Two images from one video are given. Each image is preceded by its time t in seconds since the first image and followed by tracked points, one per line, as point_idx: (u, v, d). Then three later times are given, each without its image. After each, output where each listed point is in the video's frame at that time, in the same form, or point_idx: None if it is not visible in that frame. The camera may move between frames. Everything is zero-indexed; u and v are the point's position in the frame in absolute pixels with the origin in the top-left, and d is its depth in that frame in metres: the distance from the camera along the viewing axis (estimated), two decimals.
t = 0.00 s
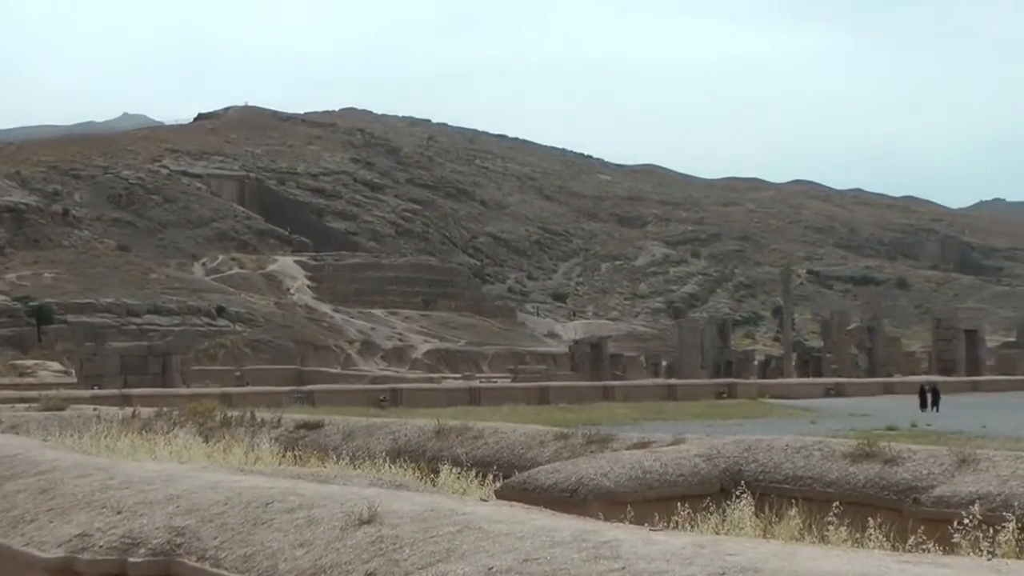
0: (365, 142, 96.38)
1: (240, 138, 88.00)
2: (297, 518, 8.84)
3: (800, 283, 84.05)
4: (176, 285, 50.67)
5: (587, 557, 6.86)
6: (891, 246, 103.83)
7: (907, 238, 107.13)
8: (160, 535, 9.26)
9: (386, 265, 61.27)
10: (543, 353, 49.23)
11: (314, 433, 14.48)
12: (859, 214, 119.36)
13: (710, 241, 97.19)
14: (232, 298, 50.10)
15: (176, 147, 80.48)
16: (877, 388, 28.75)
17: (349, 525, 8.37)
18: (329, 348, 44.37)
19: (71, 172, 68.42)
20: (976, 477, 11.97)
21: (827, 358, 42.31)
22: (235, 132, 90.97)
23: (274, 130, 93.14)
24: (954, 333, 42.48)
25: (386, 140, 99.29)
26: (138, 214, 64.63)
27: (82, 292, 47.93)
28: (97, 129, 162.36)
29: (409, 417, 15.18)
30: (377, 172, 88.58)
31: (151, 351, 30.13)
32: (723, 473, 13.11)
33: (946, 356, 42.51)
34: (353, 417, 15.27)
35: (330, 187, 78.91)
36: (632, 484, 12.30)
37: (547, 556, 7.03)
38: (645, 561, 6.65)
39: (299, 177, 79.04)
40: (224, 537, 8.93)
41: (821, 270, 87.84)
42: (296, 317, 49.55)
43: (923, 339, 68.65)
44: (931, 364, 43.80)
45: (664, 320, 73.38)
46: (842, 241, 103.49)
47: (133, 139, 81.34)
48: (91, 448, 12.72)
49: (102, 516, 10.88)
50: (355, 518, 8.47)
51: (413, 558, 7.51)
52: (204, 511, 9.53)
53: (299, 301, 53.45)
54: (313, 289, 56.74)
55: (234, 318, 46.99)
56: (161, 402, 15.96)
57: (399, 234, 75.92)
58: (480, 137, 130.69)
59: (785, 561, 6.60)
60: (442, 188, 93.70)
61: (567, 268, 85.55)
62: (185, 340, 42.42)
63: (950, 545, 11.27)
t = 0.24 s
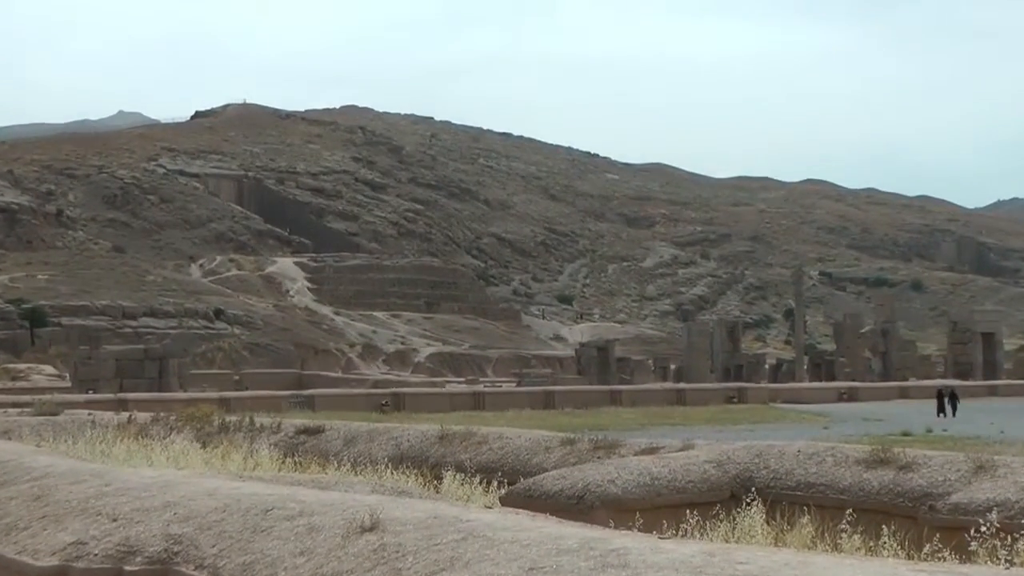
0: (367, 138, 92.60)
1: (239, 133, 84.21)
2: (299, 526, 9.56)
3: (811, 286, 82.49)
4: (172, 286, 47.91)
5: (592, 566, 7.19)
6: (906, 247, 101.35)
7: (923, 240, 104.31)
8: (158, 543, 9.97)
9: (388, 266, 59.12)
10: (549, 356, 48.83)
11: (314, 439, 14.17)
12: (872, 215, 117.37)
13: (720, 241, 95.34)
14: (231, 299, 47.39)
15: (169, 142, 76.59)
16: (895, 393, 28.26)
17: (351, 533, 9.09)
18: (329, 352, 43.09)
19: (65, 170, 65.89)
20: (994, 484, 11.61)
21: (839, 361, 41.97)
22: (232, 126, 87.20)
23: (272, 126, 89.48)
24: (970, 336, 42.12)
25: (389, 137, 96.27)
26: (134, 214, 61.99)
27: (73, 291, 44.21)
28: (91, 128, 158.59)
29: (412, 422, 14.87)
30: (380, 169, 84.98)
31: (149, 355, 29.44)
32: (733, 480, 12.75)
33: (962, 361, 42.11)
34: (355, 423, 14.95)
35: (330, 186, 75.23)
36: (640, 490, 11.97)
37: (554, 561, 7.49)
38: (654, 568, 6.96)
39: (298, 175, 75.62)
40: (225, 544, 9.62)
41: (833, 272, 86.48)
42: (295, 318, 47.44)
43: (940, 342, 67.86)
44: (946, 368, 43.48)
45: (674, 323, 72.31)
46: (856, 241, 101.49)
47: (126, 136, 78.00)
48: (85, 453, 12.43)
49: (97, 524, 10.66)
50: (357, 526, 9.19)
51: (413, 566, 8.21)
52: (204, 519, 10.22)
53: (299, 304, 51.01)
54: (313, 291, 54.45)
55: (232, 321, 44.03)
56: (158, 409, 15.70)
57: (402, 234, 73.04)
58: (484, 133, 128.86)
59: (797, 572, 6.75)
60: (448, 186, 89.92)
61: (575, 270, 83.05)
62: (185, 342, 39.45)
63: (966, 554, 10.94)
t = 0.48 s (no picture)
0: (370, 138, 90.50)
1: (239, 134, 81.88)
2: (300, 533, 9.30)
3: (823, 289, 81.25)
4: (169, 288, 46.49)
5: None
6: (923, 248, 98.90)
7: (939, 240, 101.87)
8: (153, 553, 9.72)
9: (391, 267, 58.65)
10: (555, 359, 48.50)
11: (314, 445, 13.84)
12: (886, 215, 115.56)
13: (730, 242, 94.36)
14: (230, 302, 46.36)
15: (166, 143, 74.06)
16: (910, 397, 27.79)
17: (352, 542, 8.84)
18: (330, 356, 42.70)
19: (58, 169, 63.30)
20: (1013, 491, 11.28)
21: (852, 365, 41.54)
22: (231, 125, 84.95)
23: (270, 123, 86.94)
24: (988, 339, 41.71)
25: (390, 135, 93.84)
26: (129, 214, 59.54)
27: (68, 296, 42.84)
28: (89, 126, 155.51)
29: (414, 427, 14.52)
30: (382, 169, 83.35)
31: (143, 361, 29.11)
32: (745, 487, 12.39)
33: (978, 365, 41.62)
34: (355, 428, 14.61)
35: (330, 186, 73.46)
36: (648, 497, 11.64)
37: (562, 573, 7.46)
38: None
39: (298, 175, 73.73)
40: (224, 553, 9.39)
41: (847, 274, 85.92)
42: (297, 320, 46.69)
43: (958, 344, 67.15)
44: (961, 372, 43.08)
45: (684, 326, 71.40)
46: (872, 238, 99.46)
47: (122, 135, 75.44)
48: (79, 460, 12.11)
49: (93, 532, 10.36)
50: (359, 534, 8.93)
51: None
52: (201, 527, 9.95)
53: (299, 307, 50.40)
54: (314, 292, 54.09)
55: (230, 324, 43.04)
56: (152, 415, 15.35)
57: (404, 235, 71.02)
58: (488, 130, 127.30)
59: None
60: (451, 186, 88.08)
61: (583, 271, 81.12)
62: (180, 346, 38.74)
63: (986, 564, 10.59)
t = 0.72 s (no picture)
0: (372, 137, 89.82)
1: (237, 132, 80.85)
2: (299, 541, 8.99)
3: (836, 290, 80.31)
4: (164, 291, 46.02)
5: None
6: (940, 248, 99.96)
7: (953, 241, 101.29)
8: (148, 562, 9.41)
9: (393, 269, 58.29)
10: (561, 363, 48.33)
11: (314, 452, 13.51)
12: (899, 216, 114.58)
13: (740, 242, 93.72)
14: (227, 304, 45.92)
15: (164, 142, 73.05)
16: (925, 402, 27.56)
17: (353, 550, 8.55)
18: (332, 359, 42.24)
19: (52, 168, 62.49)
20: None
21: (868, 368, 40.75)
22: (229, 124, 84.08)
23: (270, 122, 86.46)
24: (1006, 342, 41.31)
25: (392, 134, 92.86)
26: (125, 215, 58.79)
27: (62, 299, 42.40)
28: (91, 124, 154.28)
29: (417, 432, 14.19)
30: (383, 168, 82.60)
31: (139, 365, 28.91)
32: (757, 494, 12.03)
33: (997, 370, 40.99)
34: (356, 434, 14.28)
35: (331, 185, 72.84)
36: (658, 505, 11.31)
37: None
38: None
39: (298, 173, 72.96)
40: (221, 563, 9.07)
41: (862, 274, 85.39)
42: (296, 324, 46.23)
43: (975, 346, 66.83)
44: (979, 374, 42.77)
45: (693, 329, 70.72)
46: (881, 244, 98.69)
47: (118, 134, 74.68)
48: (73, 467, 11.80)
49: (86, 540, 10.05)
50: (360, 543, 8.63)
51: None
52: (197, 535, 9.63)
53: (299, 310, 50.13)
54: (313, 295, 53.73)
55: (228, 326, 42.70)
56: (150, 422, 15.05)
57: (407, 236, 70.21)
58: (492, 130, 126.61)
59: None
60: (453, 186, 87.03)
61: (589, 272, 80.37)
62: (176, 349, 38.62)
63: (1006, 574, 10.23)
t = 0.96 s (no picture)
0: (374, 133, 88.99)
1: (235, 130, 79.90)
2: (300, 550, 8.70)
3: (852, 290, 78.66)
4: (160, 293, 45.64)
5: None
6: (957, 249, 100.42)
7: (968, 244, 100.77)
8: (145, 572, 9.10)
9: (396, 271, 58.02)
10: (568, 367, 47.91)
11: (315, 458, 13.22)
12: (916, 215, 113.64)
13: (752, 243, 93.09)
14: (225, 306, 45.48)
15: (161, 140, 72.09)
16: (942, 407, 27.11)
17: (356, 558, 8.26)
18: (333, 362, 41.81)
19: (44, 165, 61.56)
20: None
21: (884, 374, 40.08)
22: (227, 122, 83.23)
23: (270, 120, 85.95)
24: None
25: (395, 131, 92.09)
26: (120, 215, 58.11)
27: (56, 301, 41.92)
28: (91, 120, 153.27)
29: (421, 439, 13.88)
30: (386, 168, 81.32)
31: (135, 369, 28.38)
32: (770, 502, 11.68)
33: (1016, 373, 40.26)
34: (358, 440, 13.99)
35: (332, 184, 72.03)
36: (668, 512, 10.98)
37: None
38: None
39: (298, 173, 72.23)
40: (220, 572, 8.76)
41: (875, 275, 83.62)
42: (296, 326, 45.79)
43: (994, 347, 66.35)
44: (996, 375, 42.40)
45: (704, 332, 70.10)
46: (894, 247, 97.70)
47: (113, 131, 73.76)
48: (68, 475, 11.50)
49: (81, 549, 9.75)
50: (362, 551, 8.33)
51: None
52: (196, 543, 9.34)
53: (299, 312, 49.23)
54: (314, 296, 52.79)
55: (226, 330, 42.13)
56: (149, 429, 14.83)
57: (410, 237, 69.44)
58: (497, 128, 125.84)
59: None
60: (458, 185, 85.90)
61: (596, 274, 79.78)
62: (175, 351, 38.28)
63: None
